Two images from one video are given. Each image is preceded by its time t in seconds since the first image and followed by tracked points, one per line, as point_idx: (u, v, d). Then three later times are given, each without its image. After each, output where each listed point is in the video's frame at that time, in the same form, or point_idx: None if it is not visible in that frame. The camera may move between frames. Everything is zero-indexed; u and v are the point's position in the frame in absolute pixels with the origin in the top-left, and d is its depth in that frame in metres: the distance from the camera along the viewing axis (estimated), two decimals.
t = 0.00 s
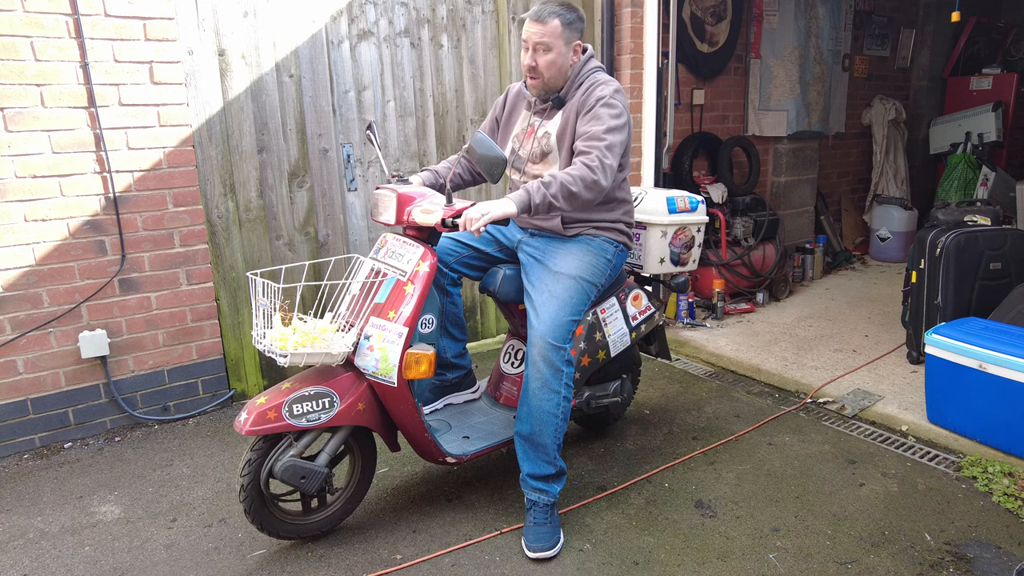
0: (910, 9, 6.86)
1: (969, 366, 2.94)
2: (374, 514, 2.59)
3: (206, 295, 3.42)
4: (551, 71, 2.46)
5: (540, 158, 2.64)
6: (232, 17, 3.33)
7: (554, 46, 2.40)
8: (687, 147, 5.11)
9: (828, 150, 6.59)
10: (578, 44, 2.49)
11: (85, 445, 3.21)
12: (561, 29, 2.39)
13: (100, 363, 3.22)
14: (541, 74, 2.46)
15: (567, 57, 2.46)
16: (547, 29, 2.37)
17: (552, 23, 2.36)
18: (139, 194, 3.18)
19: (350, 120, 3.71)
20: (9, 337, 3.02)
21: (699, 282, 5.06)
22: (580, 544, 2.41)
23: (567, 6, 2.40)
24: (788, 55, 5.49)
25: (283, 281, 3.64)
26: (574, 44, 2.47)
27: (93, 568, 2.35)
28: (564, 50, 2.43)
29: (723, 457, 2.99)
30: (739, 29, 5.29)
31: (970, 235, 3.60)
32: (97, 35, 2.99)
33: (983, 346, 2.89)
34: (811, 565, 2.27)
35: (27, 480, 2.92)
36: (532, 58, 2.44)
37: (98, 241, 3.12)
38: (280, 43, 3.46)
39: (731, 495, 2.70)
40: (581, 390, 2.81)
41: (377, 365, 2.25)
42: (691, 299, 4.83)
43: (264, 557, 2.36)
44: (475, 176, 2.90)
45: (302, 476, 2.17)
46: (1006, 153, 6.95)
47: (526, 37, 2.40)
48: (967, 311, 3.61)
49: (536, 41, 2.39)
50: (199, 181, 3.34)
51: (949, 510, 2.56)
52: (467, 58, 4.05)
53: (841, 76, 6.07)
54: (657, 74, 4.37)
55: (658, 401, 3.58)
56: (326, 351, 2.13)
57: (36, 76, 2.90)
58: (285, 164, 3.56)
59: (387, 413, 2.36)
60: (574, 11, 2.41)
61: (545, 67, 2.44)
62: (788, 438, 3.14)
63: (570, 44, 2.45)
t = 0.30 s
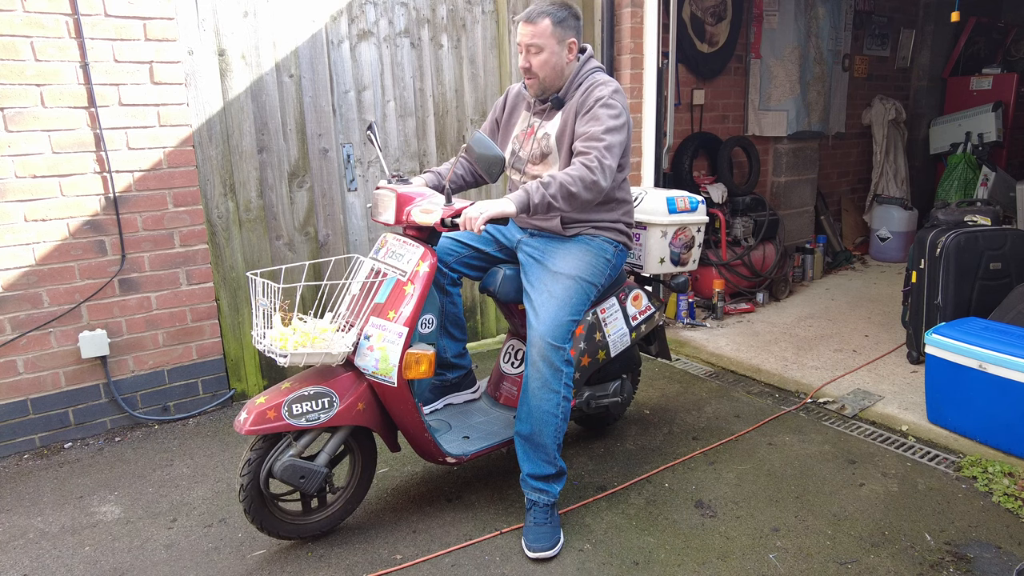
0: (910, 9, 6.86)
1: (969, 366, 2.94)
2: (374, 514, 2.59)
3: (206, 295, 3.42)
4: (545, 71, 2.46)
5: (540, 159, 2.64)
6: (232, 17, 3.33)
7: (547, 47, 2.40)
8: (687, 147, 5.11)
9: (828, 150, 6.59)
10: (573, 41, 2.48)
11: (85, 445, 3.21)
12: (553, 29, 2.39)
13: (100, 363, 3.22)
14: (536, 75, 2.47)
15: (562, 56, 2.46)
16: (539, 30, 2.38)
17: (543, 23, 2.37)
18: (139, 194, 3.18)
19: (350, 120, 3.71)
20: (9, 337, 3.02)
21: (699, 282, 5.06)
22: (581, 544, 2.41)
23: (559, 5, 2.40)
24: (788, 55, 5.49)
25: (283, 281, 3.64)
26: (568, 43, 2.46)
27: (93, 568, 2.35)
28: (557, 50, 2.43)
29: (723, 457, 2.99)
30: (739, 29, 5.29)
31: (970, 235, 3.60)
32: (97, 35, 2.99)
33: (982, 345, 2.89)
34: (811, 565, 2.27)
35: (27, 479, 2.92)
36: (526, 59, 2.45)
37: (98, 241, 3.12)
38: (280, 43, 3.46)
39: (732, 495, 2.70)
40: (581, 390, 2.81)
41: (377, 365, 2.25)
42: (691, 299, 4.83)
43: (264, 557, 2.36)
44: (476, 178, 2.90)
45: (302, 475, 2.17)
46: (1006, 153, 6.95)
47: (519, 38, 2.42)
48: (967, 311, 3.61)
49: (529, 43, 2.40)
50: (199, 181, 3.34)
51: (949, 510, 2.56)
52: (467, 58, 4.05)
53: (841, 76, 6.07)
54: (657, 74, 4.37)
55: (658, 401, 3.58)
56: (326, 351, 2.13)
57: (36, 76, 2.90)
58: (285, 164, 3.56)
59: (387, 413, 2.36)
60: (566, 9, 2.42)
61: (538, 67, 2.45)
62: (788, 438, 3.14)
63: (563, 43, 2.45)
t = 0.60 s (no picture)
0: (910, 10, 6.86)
1: (969, 366, 2.94)
2: (374, 515, 2.59)
3: (206, 295, 3.42)
4: (543, 72, 2.46)
5: (540, 160, 2.64)
6: (232, 17, 3.33)
7: (544, 48, 2.40)
8: (687, 147, 5.11)
9: (828, 150, 6.59)
10: (570, 41, 2.47)
11: (85, 445, 3.21)
12: (548, 30, 2.39)
13: (100, 363, 3.22)
14: (534, 76, 2.47)
15: (559, 56, 2.46)
16: (535, 31, 2.38)
17: (539, 25, 2.37)
18: (139, 194, 3.18)
19: (350, 120, 3.71)
20: (9, 337, 3.02)
21: (699, 282, 5.06)
22: (581, 544, 2.41)
23: (555, 5, 2.40)
24: (788, 55, 5.50)
25: (283, 281, 3.64)
26: (565, 43, 2.46)
27: (93, 568, 2.35)
28: (554, 50, 2.43)
29: (723, 457, 2.98)
30: (739, 29, 5.29)
31: (970, 235, 3.60)
32: (97, 35, 2.99)
33: (982, 346, 2.89)
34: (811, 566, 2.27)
35: (27, 480, 2.92)
36: (523, 62, 2.45)
37: (98, 241, 3.12)
38: (280, 43, 3.46)
39: (732, 495, 2.69)
40: (581, 390, 2.81)
41: (377, 365, 2.25)
42: (691, 299, 4.83)
43: (264, 557, 2.36)
44: (478, 181, 2.89)
45: (301, 475, 2.16)
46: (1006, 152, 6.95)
47: (516, 41, 2.42)
48: (967, 311, 3.61)
49: (525, 45, 2.40)
50: (199, 181, 3.34)
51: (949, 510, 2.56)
52: (467, 58, 4.05)
53: (841, 76, 6.07)
54: (657, 74, 4.37)
55: (659, 401, 3.58)
56: (326, 351, 2.13)
57: (36, 76, 2.90)
58: (285, 164, 3.56)
59: (387, 412, 2.36)
60: (561, 9, 2.41)
61: (536, 68, 2.45)
62: (788, 438, 3.14)
63: (560, 44, 2.44)
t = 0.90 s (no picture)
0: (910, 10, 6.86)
1: (969, 366, 2.94)
2: (374, 515, 2.59)
3: (206, 295, 3.42)
4: (540, 73, 2.46)
5: (542, 161, 2.64)
6: (232, 17, 3.33)
7: (539, 49, 2.40)
8: (687, 147, 5.11)
9: (828, 150, 6.59)
10: (566, 41, 2.47)
11: (85, 445, 3.21)
12: (541, 31, 2.39)
13: (100, 363, 3.22)
14: (532, 77, 2.48)
15: (555, 56, 2.46)
16: (529, 34, 2.38)
17: (532, 26, 2.37)
18: (139, 194, 3.18)
19: (350, 120, 3.71)
20: (9, 337, 3.02)
21: (699, 282, 5.06)
22: (581, 544, 2.41)
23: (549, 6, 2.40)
24: (788, 55, 5.50)
25: (283, 281, 3.64)
26: (560, 42, 2.45)
27: (93, 568, 2.35)
28: (549, 50, 2.43)
29: (723, 457, 2.98)
30: (739, 29, 5.29)
31: (970, 235, 3.60)
32: (97, 35, 2.99)
33: (983, 346, 2.89)
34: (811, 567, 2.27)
35: (27, 479, 2.92)
36: (520, 64, 2.46)
37: (98, 241, 3.12)
38: (280, 43, 3.46)
39: (731, 495, 2.69)
40: (581, 390, 2.81)
41: (377, 365, 2.25)
42: (691, 299, 4.83)
43: (264, 557, 2.36)
44: (481, 184, 2.89)
45: (299, 474, 2.16)
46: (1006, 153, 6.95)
47: (511, 44, 2.43)
48: (967, 311, 3.61)
49: (520, 47, 2.40)
50: (199, 181, 3.34)
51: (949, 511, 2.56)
52: (467, 58, 4.05)
53: (841, 76, 6.07)
54: (657, 74, 4.37)
55: (659, 401, 3.57)
56: (326, 351, 2.13)
57: (36, 76, 2.90)
58: (285, 164, 3.56)
59: (387, 412, 2.36)
60: (554, 9, 2.41)
61: (533, 70, 2.45)
62: (788, 438, 3.14)
63: (555, 43, 2.44)
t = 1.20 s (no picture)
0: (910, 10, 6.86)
1: (969, 366, 2.94)
2: (374, 515, 2.59)
3: (206, 295, 3.42)
4: (540, 73, 2.46)
5: (543, 162, 2.64)
6: (232, 17, 3.33)
7: (538, 48, 2.40)
8: (687, 147, 5.11)
9: (828, 150, 6.59)
10: (564, 39, 2.47)
11: (85, 445, 3.21)
12: (539, 30, 2.39)
13: (100, 363, 3.22)
14: (533, 77, 2.47)
15: (555, 55, 2.45)
16: (528, 34, 2.38)
17: (531, 26, 2.37)
18: (139, 194, 3.18)
19: (350, 120, 3.71)
20: (9, 337, 3.02)
21: (699, 282, 5.06)
22: (580, 544, 2.41)
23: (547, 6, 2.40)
24: (788, 55, 5.50)
25: (283, 281, 3.64)
26: (559, 41, 2.45)
27: (93, 568, 2.35)
28: (548, 49, 2.42)
29: (723, 457, 2.98)
30: (739, 29, 5.29)
31: (970, 235, 3.60)
32: (97, 35, 2.99)
33: (983, 346, 2.89)
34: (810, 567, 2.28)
35: (27, 480, 2.92)
36: (520, 65, 2.46)
37: (98, 241, 3.12)
38: (280, 43, 3.46)
39: (731, 495, 2.69)
40: (581, 390, 2.81)
41: (377, 365, 2.25)
42: (691, 299, 4.83)
43: (264, 557, 2.36)
44: (483, 184, 2.89)
45: (300, 474, 2.16)
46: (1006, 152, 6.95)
47: (510, 45, 2.43)
48: (967, 311, 3.61)
49: (520, 48, 2.40)
50: (199, 181, 3.34)
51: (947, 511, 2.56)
52: (467, 58, 4.05)
53: (841, 76, 6.07)
54: (657, 74, 4.37)
55: (659, 401, 3.57)
56: (326, 351, 2.13)
57: (36, 76, 2.90)
58: (285, 164, 3.56)
59: (387, 412, 2.36)
60: (551, 9, 2.41)
61: (533, 70, 2.45)
62: (788, 438, 3.14)
63: (554, 42, 2.43)
